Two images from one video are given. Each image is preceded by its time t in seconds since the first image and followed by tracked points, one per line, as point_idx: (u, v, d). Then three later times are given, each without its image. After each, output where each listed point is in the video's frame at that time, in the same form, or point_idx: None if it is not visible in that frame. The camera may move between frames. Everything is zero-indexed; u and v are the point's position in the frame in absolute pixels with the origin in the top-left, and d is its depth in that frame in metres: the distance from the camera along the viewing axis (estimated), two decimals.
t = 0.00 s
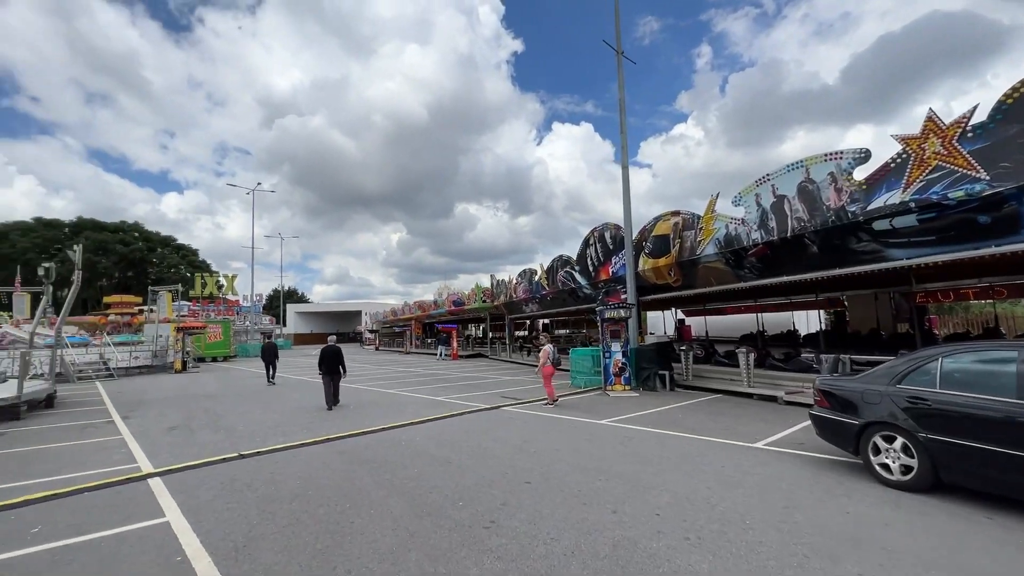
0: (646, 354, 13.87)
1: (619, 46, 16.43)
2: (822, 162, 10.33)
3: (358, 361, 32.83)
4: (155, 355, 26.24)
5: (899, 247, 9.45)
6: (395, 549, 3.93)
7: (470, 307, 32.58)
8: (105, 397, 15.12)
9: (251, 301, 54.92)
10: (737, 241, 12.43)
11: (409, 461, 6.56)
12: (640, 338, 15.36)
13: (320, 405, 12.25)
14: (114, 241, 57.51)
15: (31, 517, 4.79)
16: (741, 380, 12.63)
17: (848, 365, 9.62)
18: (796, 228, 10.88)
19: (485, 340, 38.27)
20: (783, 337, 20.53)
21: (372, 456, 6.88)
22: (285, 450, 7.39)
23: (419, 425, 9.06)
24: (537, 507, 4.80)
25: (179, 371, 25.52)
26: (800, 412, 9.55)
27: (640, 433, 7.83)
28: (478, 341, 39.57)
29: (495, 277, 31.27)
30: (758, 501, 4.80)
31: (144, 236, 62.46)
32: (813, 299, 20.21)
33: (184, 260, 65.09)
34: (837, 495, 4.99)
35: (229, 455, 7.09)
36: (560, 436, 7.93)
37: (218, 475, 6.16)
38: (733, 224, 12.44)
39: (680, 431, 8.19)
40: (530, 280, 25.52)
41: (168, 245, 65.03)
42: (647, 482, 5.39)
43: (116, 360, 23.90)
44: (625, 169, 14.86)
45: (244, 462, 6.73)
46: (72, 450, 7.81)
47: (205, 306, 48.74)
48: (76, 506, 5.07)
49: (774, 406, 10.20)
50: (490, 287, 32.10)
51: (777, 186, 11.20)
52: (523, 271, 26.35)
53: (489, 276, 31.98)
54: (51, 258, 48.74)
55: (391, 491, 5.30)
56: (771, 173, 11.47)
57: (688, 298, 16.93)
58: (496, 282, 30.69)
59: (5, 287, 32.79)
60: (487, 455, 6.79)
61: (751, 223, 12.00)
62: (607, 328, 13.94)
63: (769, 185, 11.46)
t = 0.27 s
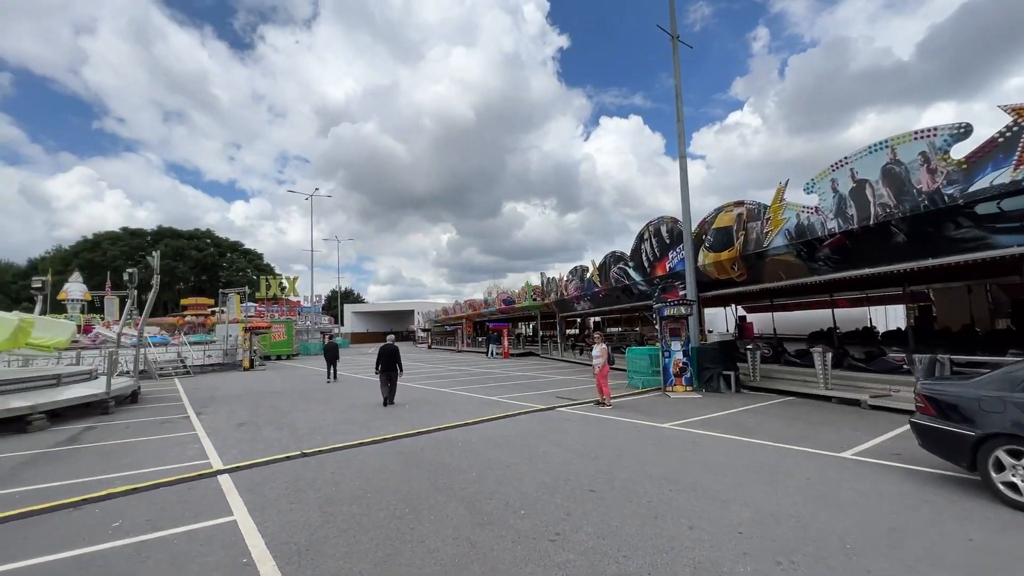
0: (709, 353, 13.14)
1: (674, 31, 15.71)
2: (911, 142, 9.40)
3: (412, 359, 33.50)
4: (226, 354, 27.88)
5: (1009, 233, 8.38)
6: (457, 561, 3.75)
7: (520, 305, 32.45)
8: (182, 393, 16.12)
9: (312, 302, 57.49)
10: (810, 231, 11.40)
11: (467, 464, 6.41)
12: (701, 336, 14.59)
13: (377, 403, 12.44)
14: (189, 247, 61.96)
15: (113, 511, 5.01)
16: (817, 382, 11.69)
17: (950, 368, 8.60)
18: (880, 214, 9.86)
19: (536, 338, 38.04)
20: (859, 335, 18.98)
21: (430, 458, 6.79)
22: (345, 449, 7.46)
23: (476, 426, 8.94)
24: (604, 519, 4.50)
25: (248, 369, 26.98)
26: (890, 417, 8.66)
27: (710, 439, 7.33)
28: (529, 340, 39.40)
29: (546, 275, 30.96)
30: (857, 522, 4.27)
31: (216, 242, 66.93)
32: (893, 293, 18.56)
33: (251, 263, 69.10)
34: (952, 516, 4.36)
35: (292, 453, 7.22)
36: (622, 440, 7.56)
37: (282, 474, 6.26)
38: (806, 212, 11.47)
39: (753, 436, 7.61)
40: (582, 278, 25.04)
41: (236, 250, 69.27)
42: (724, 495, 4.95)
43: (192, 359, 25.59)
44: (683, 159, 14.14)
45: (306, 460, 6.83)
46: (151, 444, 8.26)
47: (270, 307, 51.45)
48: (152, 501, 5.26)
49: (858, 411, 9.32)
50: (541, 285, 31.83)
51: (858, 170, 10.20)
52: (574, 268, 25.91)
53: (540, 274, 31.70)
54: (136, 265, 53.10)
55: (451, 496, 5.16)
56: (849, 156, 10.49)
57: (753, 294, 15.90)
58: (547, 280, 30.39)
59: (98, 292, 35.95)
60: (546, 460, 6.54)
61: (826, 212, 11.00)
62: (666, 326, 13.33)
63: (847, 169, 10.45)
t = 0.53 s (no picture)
0: (780, 351, 12.19)
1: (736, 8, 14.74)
2: None
3: (466, 356, 33.81)
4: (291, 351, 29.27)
5: None
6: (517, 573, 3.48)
7: (573, 302, 31.93)
8: (251, 389, 16.97)
9: (369, 301, 59.53)
10: (898, 215, 10.33)
11: (525, 466, 6.16)
12: (771, 333, 13.58)
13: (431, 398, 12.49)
14: (258, 251, 65.87)
15: (181, 504, 5.15)
16: (909, 383, 10.53)
17: None
18: (986, 192, 8.75)
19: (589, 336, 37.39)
20: (954, 330, 17.06)
21: (486, 458, 6.59)
22: (401, 447, 7.41)
23: (532, 425, 8.69)
24: (677, 534, 4.08)
25: (311, 366, 28.19)
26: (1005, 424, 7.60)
27: (790, 444, 6.68)
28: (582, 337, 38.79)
29: (599, 270, 30.26)
30: (986, 549, 3.62)
31: (281, 246, 70.82)
32: (995, 284, 16.55)
33: (313, 265, 72.52)
34: None
35: (350, 450, 7.25)
36: (689, 443, 7.06)
37: (340, 471, 6.27)
38: (894, 194, 10.40)
39: (840, 442, 6.87)
40: (637, 272, 24.23)
41: (299, 253, 72.94)
42: (816, 512, 4.39)
43: (260, 355, 27.02)
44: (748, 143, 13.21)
45: (364, 457, 6.82)
46: (222, 438, 8.62)
47: (331, 306, 53.70)
48: (218, 495, 5.38)
49: (963, 416, 8.26)
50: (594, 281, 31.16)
51: (958, 144, 9.13)
52: (629, 263, 25.14)
53: (593, 270, 31.03)
54: (212, 268, 57.08)
55: (508, 501, 4.91)
56: (946, 130, 9.42)
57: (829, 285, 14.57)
58: (600, 276, 29.72)
59: (179, 294, 38.87)
60: (608, 463, 6.18)
61: (919, 192, 9.93)
62: (732, 323, 12.50)
63: (944, 144, 9.41)
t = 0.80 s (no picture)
0: (863, 349, 11.09)
1: None
2: None
3: (518, 353, 33.68)
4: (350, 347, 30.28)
5: None
6: None
7: (628, 296, 30.96)
8: (313, 383, 17.59)
9: (424, 298, 60.78)
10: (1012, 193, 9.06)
11: (582, 471, 5.81)
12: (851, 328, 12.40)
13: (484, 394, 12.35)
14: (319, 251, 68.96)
15: (241, 500, 5.21)
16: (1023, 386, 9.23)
17: None
18: None
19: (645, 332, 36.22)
20: None
21: (540, 461, 6.30)
22: (453, 446, 7.26)
23: (588, 425, 8.31)
24: (758, 556, 3.61)
25: (368, 361, 29.03)
26: None
27: (884, 455, 5.93)
28: (638, 334, 37.66)
29: (654, 264, 29.22)
30: None
31: (341, 246, 73.80)
32: None
33: (370, 264, 75.00)
34: None
35: (403, 448, 7.18)
36: (763, 450, 6.44)
37: (393, 470, 6.19)
38: (1003, 170, 9.15)
39: (946, 454, 6.02)
40: (696, 265, 23.14)
41: (357, 252, 75.67)
42: (927, 538, 3.77)
43: (322, 351, 28.15)
44: (823, 121, 12.06)
45: (417, 457, 6.72)
46: (283, 433, 8.85)
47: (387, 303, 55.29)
48: (275, 492, 5.42)
49: None
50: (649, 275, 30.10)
51: None
52: (688, 255, 24.04)
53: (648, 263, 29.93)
54: (278, 268, 60.31)
55: (566, 510, 4.59)
56: None
57: (918, 275, 13.11)
58: (656, 270, 28.68)
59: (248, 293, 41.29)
60: (673, 470, 5.71)
61: None
62: (806, 318, 11.50)
63: None
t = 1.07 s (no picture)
0: (962, 345, 9.90)
1: None
2: None
3: (572, 347, 33.20)
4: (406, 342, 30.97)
5: None
6: None
7: (686, 289, 29.68)
8: (370, 377, 18.05)
9: (476, 293, 61.34)
10: None
11: (643, 474, 5.43)
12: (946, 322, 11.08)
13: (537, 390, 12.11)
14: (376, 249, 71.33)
15: (298, 492, 5.25)
16: None
17: None
18: None
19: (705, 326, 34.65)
20: None
21: (597, 462, 5.96)
22: (507, 443, 7.06)
23: (648, 425, 7.87)
24: None
25: (423, 356, 29.57)
26: None
27: (999, 468, 5.14)
28: (697, 328, 36.12)
29: (715, 255, 27.88)
30: None
31: (396, 244, 75.99)
32: None
33: (425, 260, 76.67)
34: None
35: (455, 444, 7.06)
36: (850, 457, 5.77)
37: (446, 467, 6.07)
38: None
39: None
40: (762, 255, 21.82)
41: (412, 249, 77.52)
42: None
43: (379, 345, 28.99)
44: (913, 90, 10.79)
45: (469, 454, 6.57)
46: (340, 425, 9.02)
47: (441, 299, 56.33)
48: (332, 485, 5.44)
49: None
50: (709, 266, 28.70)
51: None
52: (752, 245, 22.74)
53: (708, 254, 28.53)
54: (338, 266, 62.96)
55: (627, 518, 4.24)
56: None
57: None
58: (716, 261, 27.37)
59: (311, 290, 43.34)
60: (745, 477, 5.21)
61: None
62: (894, 310, 10.37)
63: None
